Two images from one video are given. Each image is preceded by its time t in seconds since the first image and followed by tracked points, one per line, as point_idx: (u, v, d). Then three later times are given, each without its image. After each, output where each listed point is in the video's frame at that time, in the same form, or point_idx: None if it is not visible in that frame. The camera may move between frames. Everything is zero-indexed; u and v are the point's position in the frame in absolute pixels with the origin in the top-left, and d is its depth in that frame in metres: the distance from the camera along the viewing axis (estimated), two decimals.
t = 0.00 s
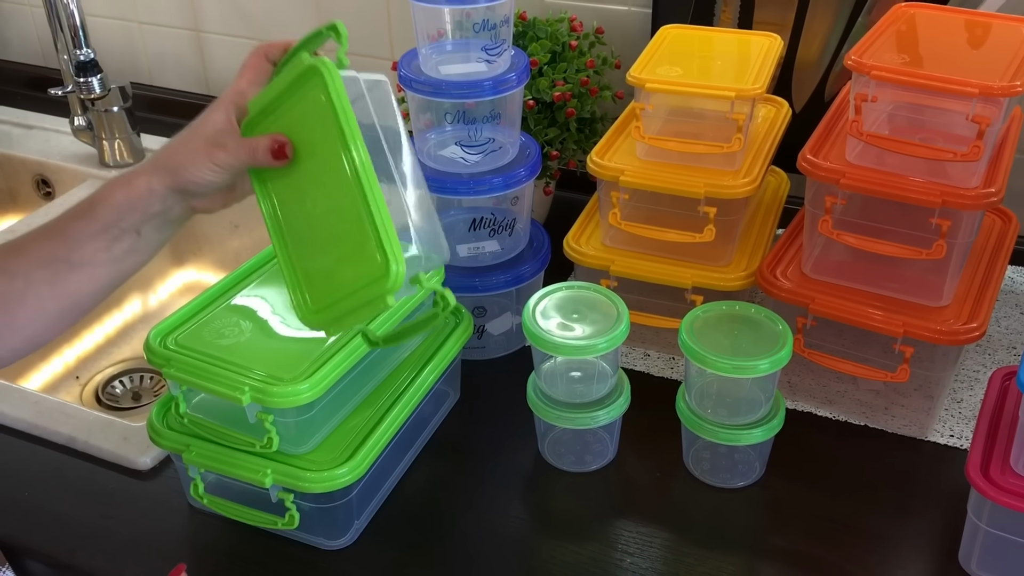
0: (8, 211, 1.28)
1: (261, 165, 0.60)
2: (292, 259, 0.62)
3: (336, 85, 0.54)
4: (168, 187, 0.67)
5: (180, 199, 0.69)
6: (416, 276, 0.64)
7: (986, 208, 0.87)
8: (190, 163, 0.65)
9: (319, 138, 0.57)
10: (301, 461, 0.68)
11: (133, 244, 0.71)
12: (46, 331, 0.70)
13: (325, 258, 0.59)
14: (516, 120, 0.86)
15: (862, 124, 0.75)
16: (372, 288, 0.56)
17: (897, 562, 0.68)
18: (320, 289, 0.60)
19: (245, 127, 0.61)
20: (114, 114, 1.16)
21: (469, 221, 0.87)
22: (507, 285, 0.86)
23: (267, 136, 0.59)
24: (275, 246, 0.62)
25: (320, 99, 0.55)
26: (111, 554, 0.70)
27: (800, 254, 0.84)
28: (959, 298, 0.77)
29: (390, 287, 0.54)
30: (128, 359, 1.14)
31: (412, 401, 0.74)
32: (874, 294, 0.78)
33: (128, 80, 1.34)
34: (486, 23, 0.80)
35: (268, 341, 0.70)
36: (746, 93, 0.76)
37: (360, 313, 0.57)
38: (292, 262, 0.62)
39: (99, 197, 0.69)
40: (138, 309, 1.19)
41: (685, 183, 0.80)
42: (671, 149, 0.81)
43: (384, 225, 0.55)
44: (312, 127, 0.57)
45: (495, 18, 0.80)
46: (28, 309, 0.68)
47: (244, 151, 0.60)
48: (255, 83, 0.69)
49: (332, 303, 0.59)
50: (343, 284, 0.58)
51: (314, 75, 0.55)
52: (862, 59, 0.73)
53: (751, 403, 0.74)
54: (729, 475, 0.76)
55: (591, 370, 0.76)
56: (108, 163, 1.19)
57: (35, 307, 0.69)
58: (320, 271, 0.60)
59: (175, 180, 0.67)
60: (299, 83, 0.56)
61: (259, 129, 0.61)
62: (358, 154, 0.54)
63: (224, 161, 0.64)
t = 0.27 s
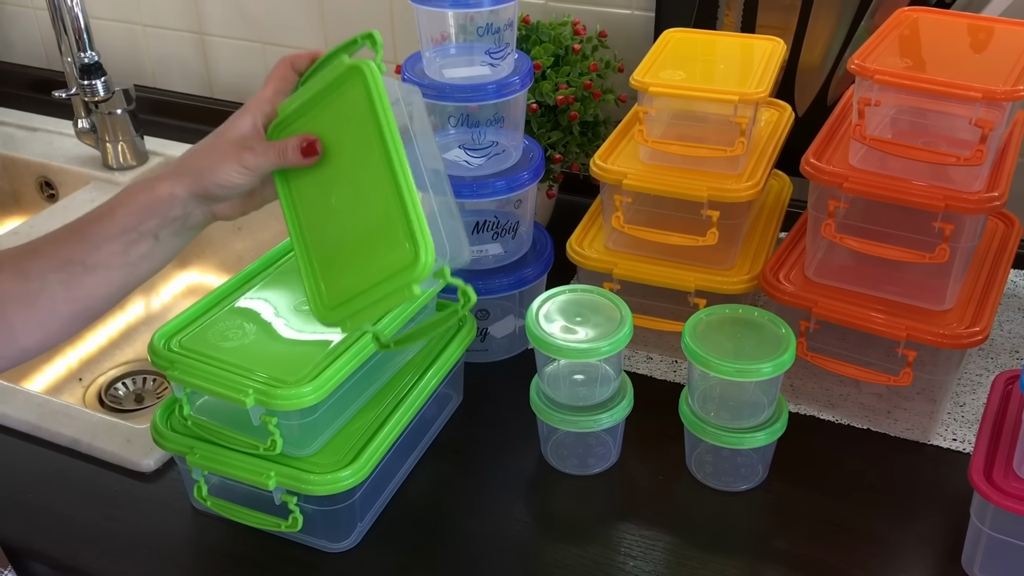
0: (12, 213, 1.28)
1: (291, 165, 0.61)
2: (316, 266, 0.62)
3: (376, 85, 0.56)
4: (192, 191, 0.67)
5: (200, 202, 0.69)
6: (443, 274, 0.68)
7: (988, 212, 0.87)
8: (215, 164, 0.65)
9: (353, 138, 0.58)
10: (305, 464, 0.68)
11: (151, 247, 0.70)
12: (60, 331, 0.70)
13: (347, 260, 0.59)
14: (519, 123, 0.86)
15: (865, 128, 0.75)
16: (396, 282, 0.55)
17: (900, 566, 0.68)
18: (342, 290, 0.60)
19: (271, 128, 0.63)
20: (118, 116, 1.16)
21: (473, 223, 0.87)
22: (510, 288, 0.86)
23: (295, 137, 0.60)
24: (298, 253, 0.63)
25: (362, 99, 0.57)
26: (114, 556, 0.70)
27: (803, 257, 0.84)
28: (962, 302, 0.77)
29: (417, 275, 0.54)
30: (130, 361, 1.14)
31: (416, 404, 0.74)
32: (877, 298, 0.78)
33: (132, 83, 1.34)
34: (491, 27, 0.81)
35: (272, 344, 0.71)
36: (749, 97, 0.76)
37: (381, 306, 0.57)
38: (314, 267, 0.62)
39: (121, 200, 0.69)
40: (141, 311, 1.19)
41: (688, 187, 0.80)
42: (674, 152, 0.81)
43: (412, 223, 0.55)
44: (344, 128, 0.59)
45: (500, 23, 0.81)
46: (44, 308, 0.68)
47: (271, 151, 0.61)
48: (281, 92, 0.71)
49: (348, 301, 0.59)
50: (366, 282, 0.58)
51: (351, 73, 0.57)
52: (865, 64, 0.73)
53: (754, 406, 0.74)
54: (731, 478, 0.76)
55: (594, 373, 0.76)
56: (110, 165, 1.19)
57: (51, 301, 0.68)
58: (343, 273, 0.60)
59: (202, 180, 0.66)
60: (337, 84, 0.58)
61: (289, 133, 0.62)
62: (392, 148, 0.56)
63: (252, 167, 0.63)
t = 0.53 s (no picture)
0: (13, 215, 1.28)
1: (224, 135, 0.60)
2: (300, 173, 0.65)
3: (216, 38, 0.54)
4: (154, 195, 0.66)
5: (167, 203, 0.66)
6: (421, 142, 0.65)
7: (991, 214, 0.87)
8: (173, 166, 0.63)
9: (244, 87, 0.56)
10: (307, 465, 0.68)
11: (142, 252, 0.69)
12: (56, 338, 0.70)
13: (283, 119, 0.58)
14: (522, 125, 0.86)
15: (868, 129, 0.75)
16: (393, 180, 0.61)
17: (903, 569, 0.68)
18: (334, 186, 0.64)
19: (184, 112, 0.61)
20: (121, 118, 1.17)
21: (475, 225, 0.88)
22: (512, 289, 0.86)
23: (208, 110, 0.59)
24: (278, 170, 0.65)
25: (220, 61, 0.54)
26: (117, 558, 0.70)
27: (806, 259, 0.84)
28: (965, 305, 0.77)
29: (406, 168, 0.60)
30: (132, 363, 1.14)
31: (418, 406, 0.74)
32: (880, 300, 0.78)
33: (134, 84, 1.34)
34: (494, 29, 0.81)
35: (274, 345, 0.71)
36: (752, 99, 0.76)
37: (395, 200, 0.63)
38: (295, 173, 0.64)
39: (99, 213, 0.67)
40: (143, 313, 1.19)
41: (691, 189, 0.80)
42: (676, 154, 0.81)
43: (365, 130, 0.58)
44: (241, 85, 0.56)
45: (502, 24, 0.81)
46: (42, 318, 0.68)
47: (203, 135, 0.61)
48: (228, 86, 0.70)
49: (302, 130, 0.59)
50: (344, 160, 0.61)
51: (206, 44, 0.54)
52: (869, 66, 0.73)
53: (756, 408, 0.74)
54: (734, 481, 0.76)
55: (596, 375, 0.76)
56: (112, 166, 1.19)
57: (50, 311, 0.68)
58: (301, 140, 0.61)
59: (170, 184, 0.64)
60: (190, 61, 0.55)
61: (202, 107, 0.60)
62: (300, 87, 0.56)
63: (197, 154, 0.63)
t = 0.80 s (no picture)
0: (16, 217, 1.29)
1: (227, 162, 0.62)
2: (302, 202, 0.65)
3: (221, 70, 0.55)
4: (165, 222, 0.70)
5: (181, 229, 0.70)
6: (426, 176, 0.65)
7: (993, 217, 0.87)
8: (183, 197, 0.67)
9: (246, 116, 0.58)
10: (310, 467, 0.68)
11: (157, 266, 0.73)
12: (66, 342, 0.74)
13: (286, 151, 0.59)
14: (525, 127, 0.86)
15: (870, 132, 0.75)
16: (396, 218, 0.62)
17: (905, 570, 0.68)
18: (339, 217, 0.64)
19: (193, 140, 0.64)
20: (123, 120, 1.17)
21: (477, 227, 0.88)
22: (515, 291, 0.87)
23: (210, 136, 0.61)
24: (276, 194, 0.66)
25: (226, 92, 0.56)
26: (120, 559, 0.70)
27: (808, 261, 0.84)
28: (967, 307, 0.77)
29: (410, 210, 0.60)
30: (135, 365, 1.14)
31: (420, 408, 0.74)
32: (881, 302, 0.78)
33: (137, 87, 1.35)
34: (496, 32, 0.81)
35: (277, 347, 0.71)
36: (754, 101, 0.77)
37: (395, 236, 0.63)
38: (291, 199, 0.64)
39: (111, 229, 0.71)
40: (145, 314, 1.19)
41: (693, 191, 0.80)
42: (678, 156, 0.81)
43: (372, 169, 0.59)
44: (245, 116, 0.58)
45: (505, 27, 0.81)
46: (56, 325, 0.72)
47: (209, 163, 0.63)
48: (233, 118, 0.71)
49: (305, 164, 0.60)
50: (347, 196, 0.61)
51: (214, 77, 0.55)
52: (871, 68, 0.73)
53: (759, 410, 0.74)
54: (736, 482, 0.76)
55: (598, 376, 0.76)
56: (116, 169, 1.19)
57: (63, 321, 0.73)
58: (303, 174, 0.61)
59: (184, 214, 0.68)
60: (197, 90, 0.57)
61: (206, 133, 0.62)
62: (308, 127, 0.57)
63: (207, 184, 0.66)
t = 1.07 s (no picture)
0: (19, 219, 1.29)
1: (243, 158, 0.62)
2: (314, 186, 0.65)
3: (240, 76, 0.56)
4: (178, 215, 0.69)
5: (192, 220, 0.70)
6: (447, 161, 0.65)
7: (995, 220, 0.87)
8: (197, 190, 0.66)
9: (261, 117, 0.58)
10: (313, 469, 0.69)
11: (170, 257, 0.74)
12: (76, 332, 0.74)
13: (307, 151, 0.60)
14: (527, 130, 0.86)
15: (872, 135, 0.75)
16: (421, 203, 0.63)
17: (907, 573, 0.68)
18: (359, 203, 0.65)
19: (203, 136, 0.64)
20: (126, 123, 1.17)
21: (480, 230, 0.88)
22: (517, 294, 0.87)
23: (224, 134, 0.61)
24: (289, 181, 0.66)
25: (242, 93, 0.56)
26: (123, 560, 0.70)
27: (810, 264, 0.84)
28: (969, 310, 0.77)
29: (434, 195, 0.61)
30: (138, 367, 1.14)
31: (422, 410, 0.75)
32: (883, 305, 0.78)
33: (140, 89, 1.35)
34: (499, 36, 0.81)
35: (280, 350, 0.71)
36: (756, 104, 0.77)
37: (418, 215, 0.65)
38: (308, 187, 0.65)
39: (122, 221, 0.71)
40: (148, 316, 1.19)
41: (695, 194, 0.80)
42: (680, 159, 0.82)
43: (393, 158, 0.60)
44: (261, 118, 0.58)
45: (508, 31, 0.81)
46: (70, 314, 0.73)
47: (223, 158, 0.62)
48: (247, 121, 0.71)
49: (327, 161, 0.61)
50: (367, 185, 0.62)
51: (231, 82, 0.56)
52: (872, 71, 0.73)
53: (761, 413, 0.74)
54: (738, 485, 0.76)
55: (601, 379, 0.76)
56: (119, 171, 1.19)
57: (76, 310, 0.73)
58: (324, 171, 0.62)
59: (197, 207, 0.68)
60: (214, 94, 0.57)
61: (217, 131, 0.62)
62: (327, 123, 0.58)
63: (219, 178, 0.65)
